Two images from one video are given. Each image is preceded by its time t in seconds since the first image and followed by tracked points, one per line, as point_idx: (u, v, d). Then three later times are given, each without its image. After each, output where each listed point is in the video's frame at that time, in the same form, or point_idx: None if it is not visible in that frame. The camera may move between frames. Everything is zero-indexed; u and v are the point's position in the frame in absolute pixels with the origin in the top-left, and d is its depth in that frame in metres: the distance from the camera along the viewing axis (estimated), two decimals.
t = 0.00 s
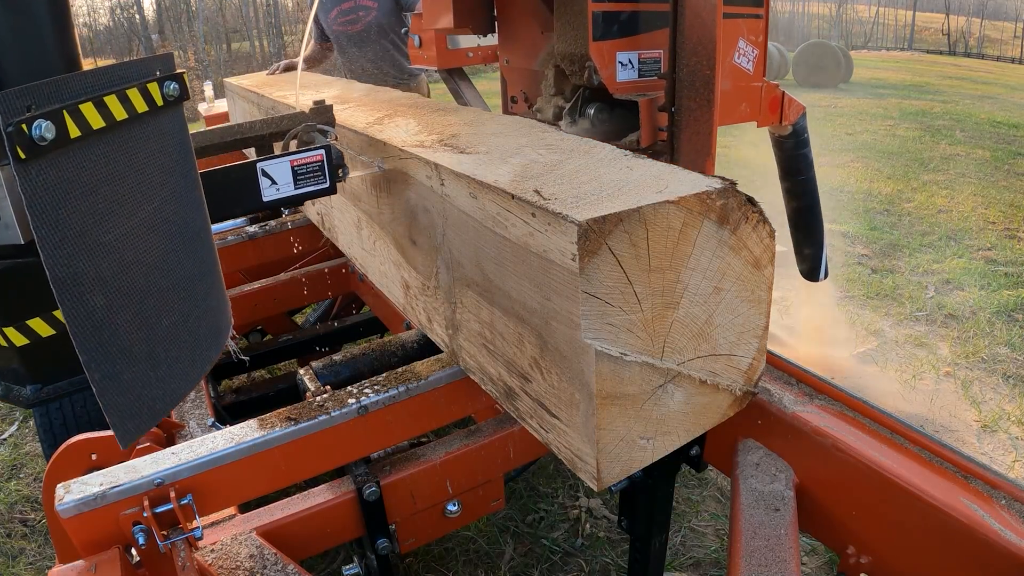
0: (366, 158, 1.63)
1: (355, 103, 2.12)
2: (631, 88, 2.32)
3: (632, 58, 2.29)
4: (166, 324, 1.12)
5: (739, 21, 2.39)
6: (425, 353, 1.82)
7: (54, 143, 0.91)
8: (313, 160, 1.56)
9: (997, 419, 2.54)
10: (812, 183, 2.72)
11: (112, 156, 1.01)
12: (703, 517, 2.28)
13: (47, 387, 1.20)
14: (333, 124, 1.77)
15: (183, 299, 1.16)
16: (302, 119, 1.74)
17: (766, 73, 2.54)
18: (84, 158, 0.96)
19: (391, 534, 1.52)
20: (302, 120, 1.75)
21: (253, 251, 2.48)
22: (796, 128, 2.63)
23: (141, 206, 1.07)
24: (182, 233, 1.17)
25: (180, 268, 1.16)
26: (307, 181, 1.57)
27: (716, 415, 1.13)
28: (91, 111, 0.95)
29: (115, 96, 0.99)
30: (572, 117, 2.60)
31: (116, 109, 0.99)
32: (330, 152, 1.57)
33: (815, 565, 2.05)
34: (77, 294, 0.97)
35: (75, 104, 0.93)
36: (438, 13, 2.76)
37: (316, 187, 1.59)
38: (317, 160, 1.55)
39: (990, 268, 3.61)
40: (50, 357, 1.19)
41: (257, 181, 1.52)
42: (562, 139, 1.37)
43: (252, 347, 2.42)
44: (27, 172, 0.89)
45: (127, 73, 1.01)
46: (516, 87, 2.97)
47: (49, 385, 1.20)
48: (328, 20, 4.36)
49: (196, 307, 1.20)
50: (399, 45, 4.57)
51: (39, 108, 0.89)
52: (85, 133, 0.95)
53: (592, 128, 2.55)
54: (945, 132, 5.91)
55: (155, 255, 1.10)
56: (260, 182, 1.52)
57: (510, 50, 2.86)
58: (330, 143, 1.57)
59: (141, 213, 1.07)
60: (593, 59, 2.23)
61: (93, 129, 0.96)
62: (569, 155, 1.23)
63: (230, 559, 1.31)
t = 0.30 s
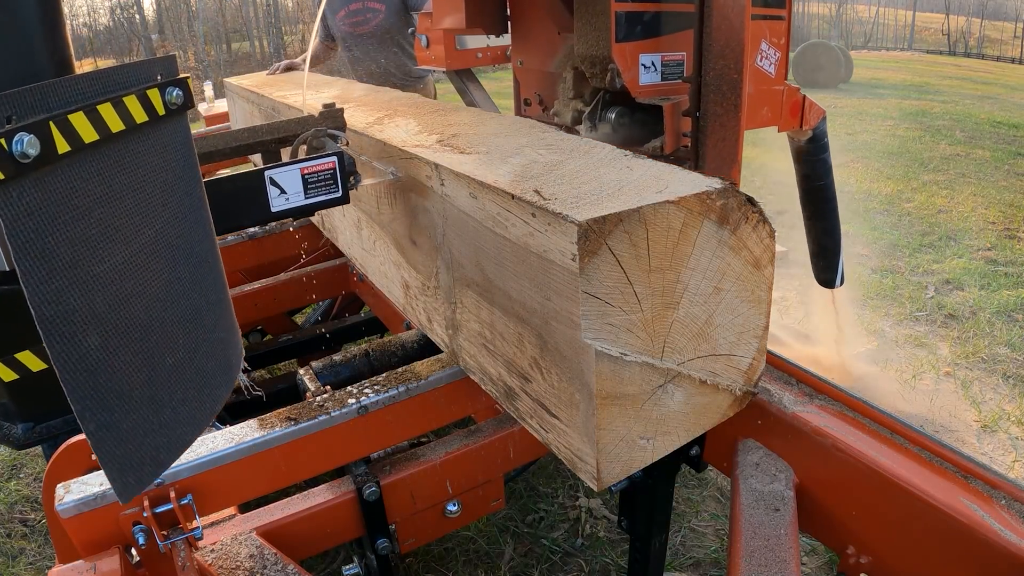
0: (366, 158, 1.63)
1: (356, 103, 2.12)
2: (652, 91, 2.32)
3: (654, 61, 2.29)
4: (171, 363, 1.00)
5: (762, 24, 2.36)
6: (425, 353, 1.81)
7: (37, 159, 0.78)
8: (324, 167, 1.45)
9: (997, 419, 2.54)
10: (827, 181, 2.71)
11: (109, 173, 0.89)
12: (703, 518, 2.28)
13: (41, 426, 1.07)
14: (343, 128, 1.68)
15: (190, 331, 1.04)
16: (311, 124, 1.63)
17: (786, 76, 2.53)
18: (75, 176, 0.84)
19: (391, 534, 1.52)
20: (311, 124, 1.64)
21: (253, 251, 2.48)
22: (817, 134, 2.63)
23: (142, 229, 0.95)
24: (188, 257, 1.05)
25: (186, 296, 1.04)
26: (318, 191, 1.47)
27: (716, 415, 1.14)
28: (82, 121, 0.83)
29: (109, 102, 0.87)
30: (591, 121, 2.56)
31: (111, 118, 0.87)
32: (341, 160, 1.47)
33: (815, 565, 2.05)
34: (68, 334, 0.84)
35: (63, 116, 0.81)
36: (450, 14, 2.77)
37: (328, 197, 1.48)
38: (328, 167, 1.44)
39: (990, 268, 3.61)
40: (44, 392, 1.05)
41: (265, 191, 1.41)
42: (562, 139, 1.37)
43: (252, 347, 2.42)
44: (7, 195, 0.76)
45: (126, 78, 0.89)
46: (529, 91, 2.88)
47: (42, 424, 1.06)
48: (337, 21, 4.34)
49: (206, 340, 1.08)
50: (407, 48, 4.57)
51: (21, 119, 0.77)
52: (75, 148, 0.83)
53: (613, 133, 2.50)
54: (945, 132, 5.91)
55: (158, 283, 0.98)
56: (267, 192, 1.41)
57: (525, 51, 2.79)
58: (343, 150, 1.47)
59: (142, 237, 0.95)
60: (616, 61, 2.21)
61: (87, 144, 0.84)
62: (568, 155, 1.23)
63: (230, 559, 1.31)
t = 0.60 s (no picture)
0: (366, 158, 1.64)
1: (356, 103, 2.12)
2: (681, 93, 2.27)
3: (683, 63, 2.24)
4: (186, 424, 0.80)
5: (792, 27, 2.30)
6: (425, 353, 1.81)
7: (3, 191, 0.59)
8: (338, 180, 1.34)
9: (997, 419, 2.55)
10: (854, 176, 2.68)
11: (104, 196, 0.69)
12: (703, 518, 2.28)
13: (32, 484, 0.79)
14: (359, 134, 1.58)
15: (204, 380, 0.84)
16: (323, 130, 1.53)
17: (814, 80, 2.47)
18: (59, 203, 0.65)
19: (391, 534, 1.52)
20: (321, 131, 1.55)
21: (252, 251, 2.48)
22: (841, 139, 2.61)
23: (145, 261, 0.75)
24: (201, 291, 0.84)
25: (199, 337, 0.83)
26: (333, 204, 1.35)
27: (716, 415, 1.14)
28: (70, 139, 0.64)
29: (102, 115, 0.67)
30: (616, 126, 2.53)
31: (105, 135, 0.68)
32: (358, 170, 1.35)
33: (815, 565, 2.05)
34: (54, 404, 0.66)
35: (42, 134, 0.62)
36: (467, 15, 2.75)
37: (344, 211, 1.36)
38: (345, 178, 1.33)
39: (990, 268, 3.61)
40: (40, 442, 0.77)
41: (276, 205, 1.29)
42: (562, 139, 1.38)
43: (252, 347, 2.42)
44: None
45: (113, 82, 0.69)
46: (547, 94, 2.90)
47: (34, 480, 0.79)
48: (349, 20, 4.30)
49: (225, 389, 0.88)
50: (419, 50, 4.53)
51: None
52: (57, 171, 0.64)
53: (640, 139, 2.49)
54: (945, 132, 5.92)
55: (166, 327, 0.78)
56: (279, 206, 1.29)
57: (544, 54, 2.77)
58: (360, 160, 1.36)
59: (146, 271, 0.75)
60: (645, 64, 2.16)
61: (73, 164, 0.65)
62: (568, 155, 1.23)
63: (230, 559, 1.31)
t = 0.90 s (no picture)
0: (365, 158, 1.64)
1: (356, 103, 2.12)
2: (716, 100, 2.11)
3: (717, 68, 2.07)
4: (200, 506, 0.70)
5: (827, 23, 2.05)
6: (425, 354, 1.81)
7: None
8: (358, 192, 1.24)
9: (997, 419, 2.55)
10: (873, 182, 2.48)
11: (94, 251, 0.57)
12: (703, 517, 2.28)
13: None
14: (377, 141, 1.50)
15: (220, 448, 0.72)
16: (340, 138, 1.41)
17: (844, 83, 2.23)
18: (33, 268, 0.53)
19: (391, 534, 1.52)
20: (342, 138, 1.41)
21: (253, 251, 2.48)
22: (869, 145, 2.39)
23: (148, 318, 0.63)
24: (217, 343, 0.72)
25: (215, 400, 0.72)
26: (354, 219, 1.26)
27: (716, 415, 1.14)
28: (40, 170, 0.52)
29: (84, 136, 0.55)
30: (646, 132, 2.36)
31: (89, 160, 0.55)
32: (380, 182, 1.25)
33: (815, 565, 2.05)
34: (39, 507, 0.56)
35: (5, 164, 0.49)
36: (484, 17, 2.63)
37: (364, 226, 1.27)
38: (364, 190, 1.23)
39: (990, 268, 3.61)
40: None
41: (291, 219, 1.20)
42: (562, 138, 1.37)
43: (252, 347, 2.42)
44: None
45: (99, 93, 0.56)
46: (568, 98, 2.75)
47: None
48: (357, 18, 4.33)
49: (245, 454, 0.77)
50: (422, 50, 4.54)
51: None
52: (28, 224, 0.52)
53: (670, 147, 2.30)
54: (945, 132, 5.92)
55: (175, 395, 0.66)
56: (294, 221, 1.20)
57: (567, 55, 2.62)
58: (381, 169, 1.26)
59: (148, 332, 0.63)
60: (679, 69, 2.00)
61: (46, 214, 0.53)
62: (567, 155, 1.23)
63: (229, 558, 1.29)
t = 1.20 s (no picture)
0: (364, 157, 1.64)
1: (356, 103, 2.11)
2: (751, 108, 1.92)
3: (752, 73, 1.89)
4: None
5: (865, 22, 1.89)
6: (425, 354, 1.81)
7: None
8: (380, 207, 1.11)
9: (997, 419, 2.55)
10: (893, 188, 2.31)
11: (89, 331, 0.46)
12: (702, 517, 2.28)
13: None
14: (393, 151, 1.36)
15: (245, 527, 0.62)
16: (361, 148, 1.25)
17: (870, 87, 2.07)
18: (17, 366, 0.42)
19: (391, 534, 1.52)
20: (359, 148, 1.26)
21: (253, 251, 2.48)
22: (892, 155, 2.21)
23: (158, 399, 0.52)
24: (237, 411, 0.62)
25: (239, 481, 0.62)
26: (376, 235, 1.14)
27: (716, 415, 1.14)
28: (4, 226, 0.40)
29: (70, 168, 0.43)
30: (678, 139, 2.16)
31: (77, 202, 0.44)
32: (403, 196, 1.13)
33: (815, 565, 2.05)
34: None
35: None
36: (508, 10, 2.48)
37: (387, 245, 1.15)
38: (387, 204, 1.11)
39: (990, 268, 3.61)
40: None
41: (308, 237, 1.09)
42: (562, 138, 1.38)
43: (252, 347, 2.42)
44: None
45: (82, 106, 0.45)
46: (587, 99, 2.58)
47: None
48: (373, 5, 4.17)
49: (271, 536, 0.67)
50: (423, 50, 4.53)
51: None
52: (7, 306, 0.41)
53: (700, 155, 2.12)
54: (945, 132, 5.92)
55: (194, 490, 0.56)
56: (311, 239, 1.09)
57: (587, 57, 2.47)
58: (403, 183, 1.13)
59: (158, 414, 0.52)
60: (713, 74, 1.81)
61: (27, 292, 0.42)
62: (568, 155, 1.23)
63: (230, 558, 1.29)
